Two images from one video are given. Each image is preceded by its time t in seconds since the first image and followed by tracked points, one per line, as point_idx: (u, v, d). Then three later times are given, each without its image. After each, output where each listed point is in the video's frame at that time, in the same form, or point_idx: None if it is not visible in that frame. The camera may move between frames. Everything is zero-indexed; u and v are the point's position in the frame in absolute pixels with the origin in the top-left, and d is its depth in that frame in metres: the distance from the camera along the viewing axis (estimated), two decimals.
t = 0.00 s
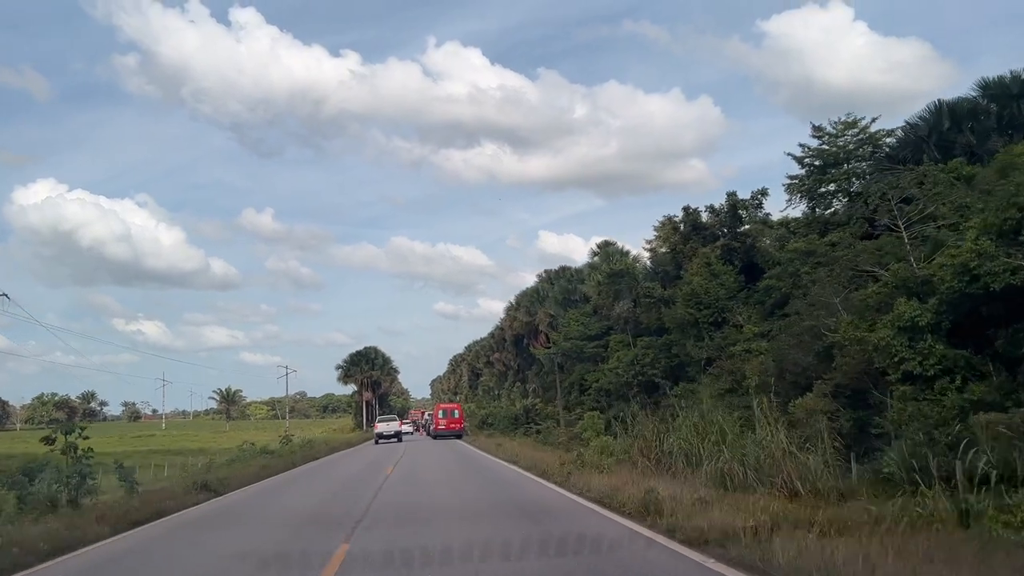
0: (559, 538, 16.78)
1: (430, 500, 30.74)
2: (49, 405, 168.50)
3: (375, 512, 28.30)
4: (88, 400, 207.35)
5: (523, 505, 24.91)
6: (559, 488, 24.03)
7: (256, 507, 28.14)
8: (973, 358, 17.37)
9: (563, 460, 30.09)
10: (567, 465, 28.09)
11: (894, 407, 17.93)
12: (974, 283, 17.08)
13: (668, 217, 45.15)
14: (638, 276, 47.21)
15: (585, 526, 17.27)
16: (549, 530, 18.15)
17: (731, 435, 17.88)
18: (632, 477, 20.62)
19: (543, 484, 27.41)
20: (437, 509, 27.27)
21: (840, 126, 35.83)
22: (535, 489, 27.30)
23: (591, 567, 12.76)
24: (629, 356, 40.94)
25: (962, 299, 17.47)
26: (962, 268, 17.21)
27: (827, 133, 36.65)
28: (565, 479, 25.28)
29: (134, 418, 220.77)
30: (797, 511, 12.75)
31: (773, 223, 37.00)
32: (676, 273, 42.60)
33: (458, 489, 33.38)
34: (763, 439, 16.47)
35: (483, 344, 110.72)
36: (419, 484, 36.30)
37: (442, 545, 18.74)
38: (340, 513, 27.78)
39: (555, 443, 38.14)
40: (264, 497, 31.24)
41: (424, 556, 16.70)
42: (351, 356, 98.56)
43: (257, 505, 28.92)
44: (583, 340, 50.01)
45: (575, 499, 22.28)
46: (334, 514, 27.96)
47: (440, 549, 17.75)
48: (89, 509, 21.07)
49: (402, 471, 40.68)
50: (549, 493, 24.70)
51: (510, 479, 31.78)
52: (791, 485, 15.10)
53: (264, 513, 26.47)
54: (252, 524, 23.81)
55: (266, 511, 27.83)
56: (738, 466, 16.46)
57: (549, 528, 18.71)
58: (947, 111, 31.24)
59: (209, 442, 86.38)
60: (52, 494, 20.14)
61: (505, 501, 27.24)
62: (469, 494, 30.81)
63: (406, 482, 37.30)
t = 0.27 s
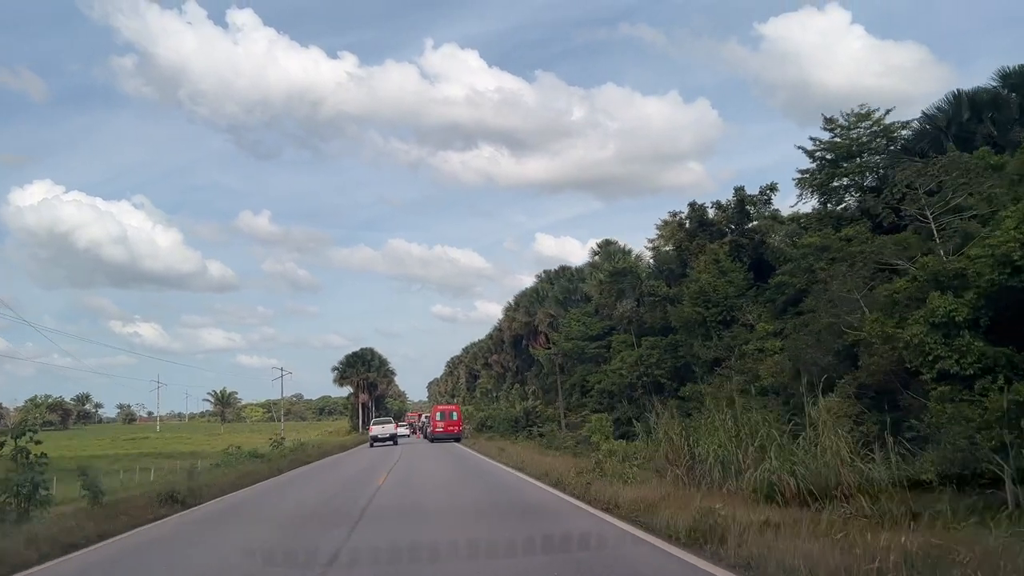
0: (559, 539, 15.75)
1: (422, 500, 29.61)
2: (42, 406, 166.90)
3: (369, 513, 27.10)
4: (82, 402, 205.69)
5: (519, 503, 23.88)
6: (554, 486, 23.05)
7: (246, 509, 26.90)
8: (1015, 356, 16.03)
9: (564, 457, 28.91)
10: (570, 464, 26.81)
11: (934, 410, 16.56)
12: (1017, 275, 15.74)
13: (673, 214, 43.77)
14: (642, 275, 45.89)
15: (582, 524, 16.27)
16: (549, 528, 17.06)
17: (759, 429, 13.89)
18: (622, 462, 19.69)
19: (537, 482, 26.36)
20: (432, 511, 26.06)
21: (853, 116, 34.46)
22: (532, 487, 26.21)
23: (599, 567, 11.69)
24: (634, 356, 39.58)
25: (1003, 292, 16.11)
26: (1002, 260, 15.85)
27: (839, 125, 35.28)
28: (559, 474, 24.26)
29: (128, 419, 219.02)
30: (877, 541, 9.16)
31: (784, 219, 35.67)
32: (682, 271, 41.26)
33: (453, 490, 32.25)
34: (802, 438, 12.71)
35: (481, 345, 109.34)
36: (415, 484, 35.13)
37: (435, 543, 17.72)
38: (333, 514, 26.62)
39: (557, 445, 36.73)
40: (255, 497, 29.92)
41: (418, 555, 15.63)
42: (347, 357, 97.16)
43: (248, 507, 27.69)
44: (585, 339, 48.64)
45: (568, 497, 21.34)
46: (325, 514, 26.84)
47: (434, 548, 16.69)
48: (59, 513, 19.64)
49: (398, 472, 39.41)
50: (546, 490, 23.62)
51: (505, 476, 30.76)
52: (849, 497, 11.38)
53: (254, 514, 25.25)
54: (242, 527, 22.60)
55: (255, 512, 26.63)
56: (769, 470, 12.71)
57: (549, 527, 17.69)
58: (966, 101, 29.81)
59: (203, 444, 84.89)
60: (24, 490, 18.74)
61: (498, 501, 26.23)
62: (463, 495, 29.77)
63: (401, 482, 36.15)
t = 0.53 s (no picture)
0: (563, 541, 14.53)
1: (419, 504, 28.37)
2: (35, 409, 165.09)
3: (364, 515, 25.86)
4: (77, 405, 203.96)
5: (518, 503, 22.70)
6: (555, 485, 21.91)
7: (240, 512, 25.68)
8: None
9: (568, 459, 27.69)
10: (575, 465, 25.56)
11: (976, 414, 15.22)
12: None
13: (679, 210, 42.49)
14: (646, 274, 44.56)
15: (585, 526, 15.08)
16: (554, 530, 15.87)
17: (809, 434, 11.70)
18: (633, 464, 18.41)
19: (540, 478, 25.27)
20: (430, 514, 24.78)
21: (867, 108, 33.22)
22: (533, 485, 25.05)
23: (603, 559, 10.63)
24: (639, 357, 38.26)
25: None
26: None
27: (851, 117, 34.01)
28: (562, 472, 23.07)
29: (123, 422, 217.28)
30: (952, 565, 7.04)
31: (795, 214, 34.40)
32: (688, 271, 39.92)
33: (452, 492, 30.99)
34: (878, 442, 9.96)
35: (479, 347, 107.94)
36: (412, 486, 33.85)
37: (432, 546, 16.48)
38: (328, 517, 25.47)
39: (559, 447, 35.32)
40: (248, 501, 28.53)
41: (413, 558, 14.44)
42: (343, 359, 95.77)
43: (242, 509, 26.55)
44: (586, 340, 47.30)
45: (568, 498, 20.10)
46: (319, 517, 25.68)
47: (428, 551, 15.68)
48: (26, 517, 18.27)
49: (394, 475, 38.11)
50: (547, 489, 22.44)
51: (503, 479, 29.52)
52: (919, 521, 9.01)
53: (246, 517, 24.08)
54: (232, 532, 21.47)
55: (249, 514, 25.53)
56: (827, 484, 10.02)
57: (555, 530, 16.47)
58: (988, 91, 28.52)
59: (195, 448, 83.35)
60: None
61: (499, 503, 25.01)
62: (460, 499, 28.56)
63: (398, 484, 34.92)
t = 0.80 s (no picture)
0: (572, 549, 13.33)
1: (418, 508, 27.25)
2: (30, 411, 163.65)
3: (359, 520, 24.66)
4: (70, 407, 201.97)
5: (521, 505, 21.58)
6: (559, 487, 20.79)
7: (231, 515, 24.48)
8: None
9: (573, 463, 26.46)
10: (581, 470, 24.34)
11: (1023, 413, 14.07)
12: None
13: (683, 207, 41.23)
14: (650, 274, 43.34)
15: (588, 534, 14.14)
16: (562, 538, 14.66)
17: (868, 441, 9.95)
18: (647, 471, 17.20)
19: (545, 478, 24.20)
20: (429, 519, 23.62)
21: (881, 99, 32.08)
22: (536, 485, 23.92)
23: (620, 568, 9.47)
24: (643, 358, 37.05)
25: None
26: None
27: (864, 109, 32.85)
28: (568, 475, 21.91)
29: (117, 424, 215.49)
30: None
31: (806, 210, 33.21)
32: (693, 269, 38.71)
33: (451, 496, 29.82)
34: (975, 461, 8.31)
35: (477, 349, 106.72)
36: (410, 490, 32.66)
37: (431, 552, 15.37)
38: (324, 521, 24.30)
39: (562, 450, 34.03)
40: (239, 505, 27.24)
41: (412, 563, 13.30)
42: (338, 360, 94.31)
43: (234, 511, 25.37)
44: (587, 340, 46.00)
45: (574, 501, 18.90)
46: (313, 522, 24.49)
47: (419, 554, 14.99)
48: None
49: (390, 478, 36.89)
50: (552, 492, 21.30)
51: (505, 482, 28.38)
52: None
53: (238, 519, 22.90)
54: (224, 535, 20.38)
55: (242, 516, 24.36)
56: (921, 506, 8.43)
57: (564, 535, 15.32)
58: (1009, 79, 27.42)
59: (190, 451, 82.04)
60: None
61: (501, 504, 23.90)
62: (460, 502, 27.43)
63: (396, 487, 33.74)
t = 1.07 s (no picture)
0: (582, 554, 12.13)
1: (416, 512, 26.06)
2: (25, 414, 162.02)
3: (356, 524, 23.44)
4: (65, 409, 200.78)
5: (522, 508, 20.37)
6: (562, 488, 19.63)
7: (224, 515, 23.26)
8: None
9: (579, 467, 25.22)
10: (589, 473, 23.09)
11: None
12: None
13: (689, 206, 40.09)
14: (654, 274, 42.08)
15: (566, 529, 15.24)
16: (569, 542, 13.44)
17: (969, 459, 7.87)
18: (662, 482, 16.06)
19: (546, 478, 23.00)
20: (428, 524, 22.42)
21: (896, 91, 30.93)
22: (539, 487, 22.72)
23: None
24: (648, 359, 35.80)
25: None
26: None
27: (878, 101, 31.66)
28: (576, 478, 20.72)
29: (114, 427, 213.75)
30: None
31: (819, 205, 32.00)
32: (699, 268, 37.48)
33: (450, 500, 28.63)
34: None
35: (475, 352, 105.49)
36: (407, 491, 31.46)
37: (432, 551, 16.00)
38: (320, 524, 23.11)
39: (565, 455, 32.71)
40: (232, 504, 25.96)
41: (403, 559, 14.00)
42: (336, 362, 93.13)
43: (227, 512, 24.15)
44: (589, 340, 44.74)
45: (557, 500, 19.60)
46: (309, 524, 23.30)
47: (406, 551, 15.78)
48: None
49: (386, 479, 35.70)
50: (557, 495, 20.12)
51: (507, 485, 27.18)
52: None
53: (230, 521, 21.66)
54: (225, 533, 19.35)
55: (235, 516, 23.17)
56: None
57: (570, 537, 14.14)
58: None
59: (184, 454, 80.63)
60: None
61: (500, 509, 22.71)
62: (460, 507, 26.23)
63: (393, 488, 32.55)
